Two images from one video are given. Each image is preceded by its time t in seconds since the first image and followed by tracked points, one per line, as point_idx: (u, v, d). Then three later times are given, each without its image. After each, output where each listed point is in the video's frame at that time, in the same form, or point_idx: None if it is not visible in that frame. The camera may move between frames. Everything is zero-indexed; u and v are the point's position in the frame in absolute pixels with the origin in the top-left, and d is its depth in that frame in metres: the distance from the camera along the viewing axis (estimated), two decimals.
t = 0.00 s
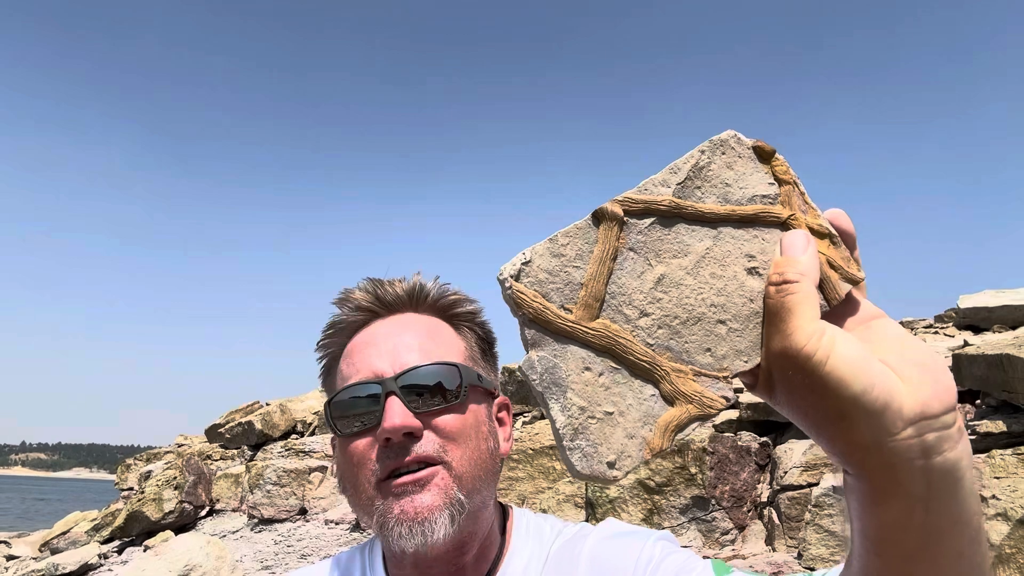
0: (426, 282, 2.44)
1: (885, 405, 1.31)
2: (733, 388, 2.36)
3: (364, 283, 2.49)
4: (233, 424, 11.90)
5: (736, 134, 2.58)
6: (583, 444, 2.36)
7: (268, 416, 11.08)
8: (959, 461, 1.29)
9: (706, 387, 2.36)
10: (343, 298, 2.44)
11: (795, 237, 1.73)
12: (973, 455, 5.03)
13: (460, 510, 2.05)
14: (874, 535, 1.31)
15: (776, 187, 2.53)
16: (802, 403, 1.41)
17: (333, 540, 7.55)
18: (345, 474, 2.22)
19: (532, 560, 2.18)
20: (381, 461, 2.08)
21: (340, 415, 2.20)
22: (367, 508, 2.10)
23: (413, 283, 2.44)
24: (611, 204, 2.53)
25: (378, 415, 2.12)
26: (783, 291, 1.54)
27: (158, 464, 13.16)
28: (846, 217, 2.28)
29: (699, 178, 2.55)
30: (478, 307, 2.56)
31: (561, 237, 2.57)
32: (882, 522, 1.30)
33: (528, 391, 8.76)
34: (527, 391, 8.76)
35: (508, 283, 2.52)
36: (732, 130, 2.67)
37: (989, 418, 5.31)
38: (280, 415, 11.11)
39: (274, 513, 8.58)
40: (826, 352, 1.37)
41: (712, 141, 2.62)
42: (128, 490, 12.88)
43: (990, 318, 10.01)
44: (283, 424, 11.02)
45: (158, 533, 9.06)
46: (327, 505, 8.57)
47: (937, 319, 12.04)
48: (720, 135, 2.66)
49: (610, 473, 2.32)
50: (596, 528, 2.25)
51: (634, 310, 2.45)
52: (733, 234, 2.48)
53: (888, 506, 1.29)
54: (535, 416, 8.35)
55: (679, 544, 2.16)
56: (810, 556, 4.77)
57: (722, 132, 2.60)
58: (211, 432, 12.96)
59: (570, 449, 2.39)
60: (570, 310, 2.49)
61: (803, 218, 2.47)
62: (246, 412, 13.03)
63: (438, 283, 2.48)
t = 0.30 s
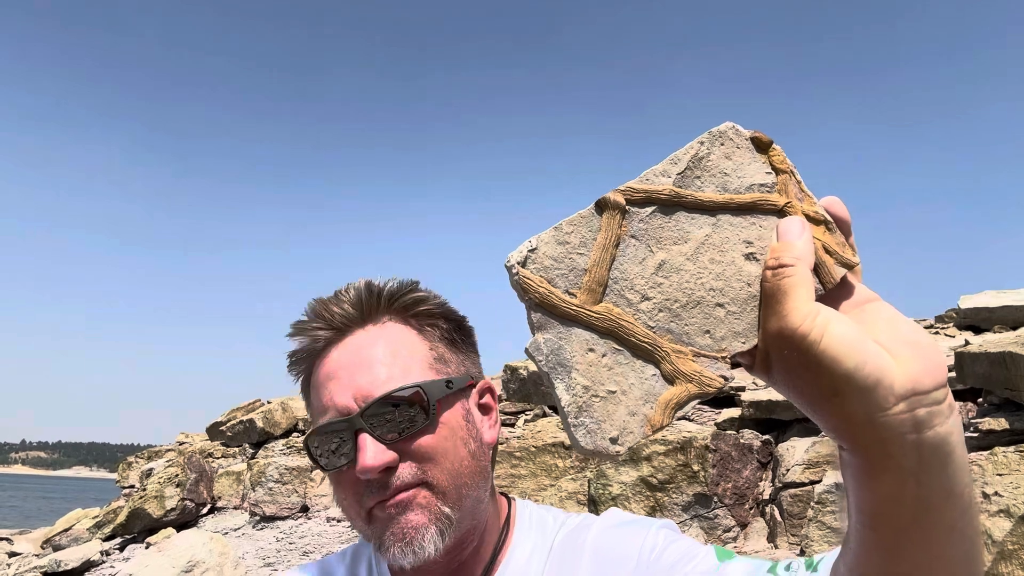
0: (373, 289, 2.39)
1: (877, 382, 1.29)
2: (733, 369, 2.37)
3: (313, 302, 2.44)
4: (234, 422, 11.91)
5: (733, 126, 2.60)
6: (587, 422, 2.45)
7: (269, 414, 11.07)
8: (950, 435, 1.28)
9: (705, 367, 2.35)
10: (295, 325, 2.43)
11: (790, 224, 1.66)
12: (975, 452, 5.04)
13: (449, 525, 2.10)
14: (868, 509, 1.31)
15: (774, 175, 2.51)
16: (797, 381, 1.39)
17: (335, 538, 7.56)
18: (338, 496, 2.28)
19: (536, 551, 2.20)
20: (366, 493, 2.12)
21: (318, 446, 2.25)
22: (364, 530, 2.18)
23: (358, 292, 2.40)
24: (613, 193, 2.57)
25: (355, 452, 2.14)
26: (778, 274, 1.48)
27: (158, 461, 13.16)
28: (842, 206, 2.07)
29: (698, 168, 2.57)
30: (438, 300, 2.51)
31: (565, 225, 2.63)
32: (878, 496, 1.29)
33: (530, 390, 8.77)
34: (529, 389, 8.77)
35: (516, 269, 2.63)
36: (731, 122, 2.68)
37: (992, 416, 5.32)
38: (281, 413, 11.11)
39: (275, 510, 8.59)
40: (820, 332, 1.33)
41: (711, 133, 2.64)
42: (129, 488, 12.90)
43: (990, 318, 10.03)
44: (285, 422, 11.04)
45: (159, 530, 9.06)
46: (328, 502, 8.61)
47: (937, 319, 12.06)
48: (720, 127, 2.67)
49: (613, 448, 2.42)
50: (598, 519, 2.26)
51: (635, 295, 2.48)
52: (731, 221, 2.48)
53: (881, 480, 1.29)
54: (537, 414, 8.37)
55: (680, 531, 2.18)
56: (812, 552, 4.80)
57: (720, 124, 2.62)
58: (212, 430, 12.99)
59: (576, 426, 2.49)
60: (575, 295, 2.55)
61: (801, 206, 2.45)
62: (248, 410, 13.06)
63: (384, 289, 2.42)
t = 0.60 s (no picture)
0: (455, 280, 2.41)
1: (883, 399, 1.29)
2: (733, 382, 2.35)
3: (391, 274, 2.44)
4: (233, 421, 11.89)
5: (737, 130, 2.56)
6: (584, 436, 2.46)
7: (269, 413, 11.08)
8: (953, 454, 1.30)
9: (706, 381, 2.34)
10: (366, 290, 2.41)
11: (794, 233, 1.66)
12: (977, 454, 5.03)
13: (463, 533, 2.09)
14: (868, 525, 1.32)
15: (778, 183, 2.48)
16: (799, 397, 1.38)
17: (334, 538, 7.55)
18: (353, 475, 2.25)
19: (532, 554, 2.19)
20: (392, 475, 2.11)
21: (355, 418, 2.20)
22: (372, 516, 2.15)
23: (443, 279, 2.41)
24: (613, 200, 2.57)
25: (395, 430, 2.12)
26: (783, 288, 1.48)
27: (158, 461, 13.14)
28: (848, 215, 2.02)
29: (700, 175, 2.55)
30: (504, 312, 2.54)
31: (563, 233, 2.64)
32: (878, 514, 1.30)
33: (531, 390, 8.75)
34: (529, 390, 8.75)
35: (512, 279, 2.68)
36: (734, 127, 2.64)
37: (994, 418, 5.31)
38: (281, 413, 11.08)
39: (275, 510, 8.56)
40: (824, 346, 1.34)
41: (714, 138, 2.61)
42: (129, 487, 12.88)
43: (991, 318, 10.01)
44: (284, 422, 11.01)
45: (159, 529, 9.04)
46: (328, 502, 8.60)
47: (937, 319, 12.04)
48: (723, 132, 2.64)
49: (610, 463, 2.42)
50: (594, 523, 2.26)
51: (635, 305, 2.47)
52: (734, 230, 2.45)
53: (882, 498, 1.30)
54: (537, 414, 8.35)
55: (676, 536, 2.17)
56: (813, 555, 4.79)
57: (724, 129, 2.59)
58: (211, 429, 12.97)
59: (571, 440, 2.50)
60: (572, 305, 2.56)
61: (805, 215, 2.44)
62: (248, 410, 13.03)
63: (467, 284, 2.45)
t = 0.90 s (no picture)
0: (450, 283, 2.40)
1: (893, 426, 1.31)
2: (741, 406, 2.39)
3: (385, 277, 2.44)
4: (233, 420, 11.89)
5: (744, 145, 2.61)
6: (588, 463, 2.68)
7: (268, 413, 11.08)
8: (962, 480, 1.33)
9: (712, 405, 2.42)
10: (361, 294, 2.40)
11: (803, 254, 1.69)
12: (975, 456, 5.03)
13: (464, 539, 2.08)
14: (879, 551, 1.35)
15: (787, 199, 2.42)
16: (809, 422, 1.40)
17: (333, 539, 7.54)
18: (351, 483, 2.24)
19: (531, 560, 2.18)
20: (390, 481, 2.09)
21: (350, 422, 2.19)
22: (371, 525, 2.13)
23: (437, 282, 2.40)
24: (617, 218, 2.66)
25: (392, 435, 2.11)
26: (793, 310, 1.46)
27: (158, 460, 13.14)
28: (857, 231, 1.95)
29: (707, 191, 2.62)
30: (499, 314, 2.54)
31: (567, 255, 2.83)
32: (886, 539, 1.34)
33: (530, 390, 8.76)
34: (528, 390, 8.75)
35: (516, 301, 2.89)
36: (742, 141, 2.69)
37: (991, 419, 5.31)
38: (281, 412, 11.07)
39: (273, 510, 8.55)
40: (835, 371, 1.35)
41: (721, 153, 2.69)
42: (128, 487, 12.88)
43: (990, 319, 10.00)
44: (284, 422, 10.99)
45: (157, 529, 9.03)
46: (327, 502, 8.60)
47: (937, 319, 12.02)
48: (731, 145, 2.70)
49: (614, 489, 2.63)
50: (593, 528, 2.25)
51: (640, 326, 2.53)
52: (741, 247, 2.40)
53: (893, 524, 1.33)
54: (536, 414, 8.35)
55: (675, 543, 2.16)
56: (810, 557, 4.77)
57: (732, 143, 2.65)
58: (210, 429, 12.95)
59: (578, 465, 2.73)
60: (576, 326, 2.73)
61: (815, 231, 2.36)
62: (247, 409, 13.02)
63: (462, 286, 2.45)
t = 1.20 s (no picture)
0: (448, 280, 2.41)
1: (886, 420, 1.33)
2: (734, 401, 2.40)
3: (383, 274, 2.44)
4: (233, 420, 11.89)
5: (737, 140, 2.56)
6: (583, 459, 2.42)
7: (268, 412, 11.08)
8: (956, 474, 1.33)
9: (707, 399, 2.39)
10: (359, 292, 2.41)
11: (796, 247, 1.70)
12: (973, 453, 5.03)
13: (465, 533, 2.09)
14: (871, 546, 1.35)
15: (778, 194, 2.49)
16: (802, 416, 1.42)
17: (333, 537, 7.55)
18: (352, 478, 2.24)
19: (529, 555, 2.19)
20: (391, 477, 2.10)
21: (351, 418, 2.19)
22: (372, 519, 2.14)
23: (435, 278, 2.41)
24: (610, 213, 2.54)
25: (392, 431, 2.11)
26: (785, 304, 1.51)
27: (158, 460, 13.13)
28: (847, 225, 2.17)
29: (700, 185, 2.54)
30: (496, 310, 2.54)
31: (559, 248, 2.60)
32: (880, 533, 1.34)
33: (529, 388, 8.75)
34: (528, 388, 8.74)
35: (507, 296, 2.58)
36: (733, 136, 2.63)
37: (989, 416, 5.30)
38: (280, 412, 11.05)
39: (273, 509, 8.56)
40: (828, 364, 1.38)
41: (713, 147, 2.59)
42: (128, 486, 12.89)
43: (990, 317, 10.01)
44: (283, 421, 10.99)
45: (158, 528, 9.04)
46: (327, 501, 8.61)
47: (937, 318, 12.03)
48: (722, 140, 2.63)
49: (610, 487, 2.39)
50: (591, 523, 2.26)
51: (634, 322, 2.47)
52: (733, 242, 2.46)
53: (886, 518, 1.33)
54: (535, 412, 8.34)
55: (673, 538, 2.17)
56: (809, 554, 4.78)
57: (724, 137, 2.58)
58: (210, 428, 12.95)
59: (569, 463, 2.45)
60: (569, 322, 2.52)
61: (805, 226, 2.44)
62: (246, 409, 13.02)
63: (460, 282, 2.45)
